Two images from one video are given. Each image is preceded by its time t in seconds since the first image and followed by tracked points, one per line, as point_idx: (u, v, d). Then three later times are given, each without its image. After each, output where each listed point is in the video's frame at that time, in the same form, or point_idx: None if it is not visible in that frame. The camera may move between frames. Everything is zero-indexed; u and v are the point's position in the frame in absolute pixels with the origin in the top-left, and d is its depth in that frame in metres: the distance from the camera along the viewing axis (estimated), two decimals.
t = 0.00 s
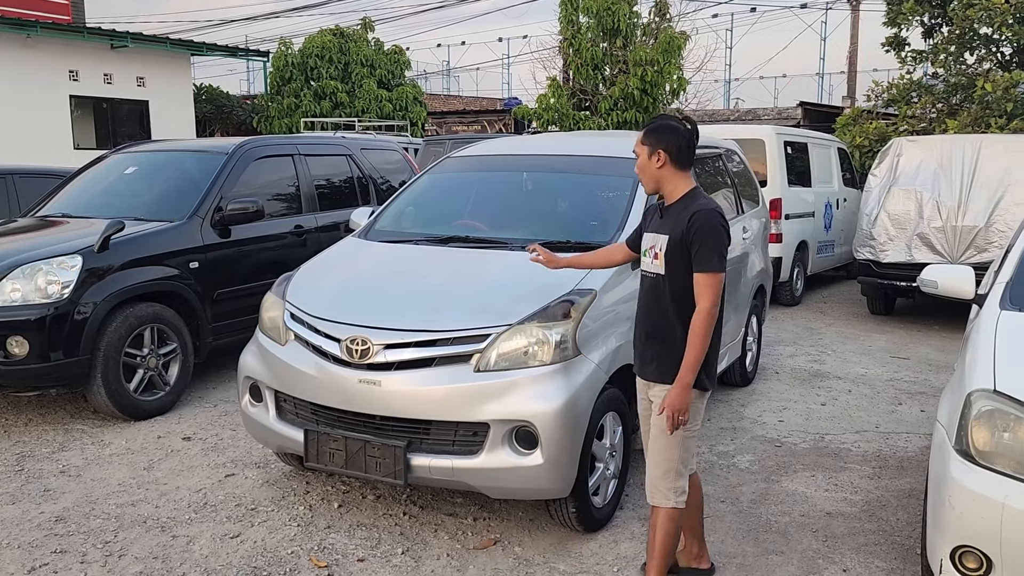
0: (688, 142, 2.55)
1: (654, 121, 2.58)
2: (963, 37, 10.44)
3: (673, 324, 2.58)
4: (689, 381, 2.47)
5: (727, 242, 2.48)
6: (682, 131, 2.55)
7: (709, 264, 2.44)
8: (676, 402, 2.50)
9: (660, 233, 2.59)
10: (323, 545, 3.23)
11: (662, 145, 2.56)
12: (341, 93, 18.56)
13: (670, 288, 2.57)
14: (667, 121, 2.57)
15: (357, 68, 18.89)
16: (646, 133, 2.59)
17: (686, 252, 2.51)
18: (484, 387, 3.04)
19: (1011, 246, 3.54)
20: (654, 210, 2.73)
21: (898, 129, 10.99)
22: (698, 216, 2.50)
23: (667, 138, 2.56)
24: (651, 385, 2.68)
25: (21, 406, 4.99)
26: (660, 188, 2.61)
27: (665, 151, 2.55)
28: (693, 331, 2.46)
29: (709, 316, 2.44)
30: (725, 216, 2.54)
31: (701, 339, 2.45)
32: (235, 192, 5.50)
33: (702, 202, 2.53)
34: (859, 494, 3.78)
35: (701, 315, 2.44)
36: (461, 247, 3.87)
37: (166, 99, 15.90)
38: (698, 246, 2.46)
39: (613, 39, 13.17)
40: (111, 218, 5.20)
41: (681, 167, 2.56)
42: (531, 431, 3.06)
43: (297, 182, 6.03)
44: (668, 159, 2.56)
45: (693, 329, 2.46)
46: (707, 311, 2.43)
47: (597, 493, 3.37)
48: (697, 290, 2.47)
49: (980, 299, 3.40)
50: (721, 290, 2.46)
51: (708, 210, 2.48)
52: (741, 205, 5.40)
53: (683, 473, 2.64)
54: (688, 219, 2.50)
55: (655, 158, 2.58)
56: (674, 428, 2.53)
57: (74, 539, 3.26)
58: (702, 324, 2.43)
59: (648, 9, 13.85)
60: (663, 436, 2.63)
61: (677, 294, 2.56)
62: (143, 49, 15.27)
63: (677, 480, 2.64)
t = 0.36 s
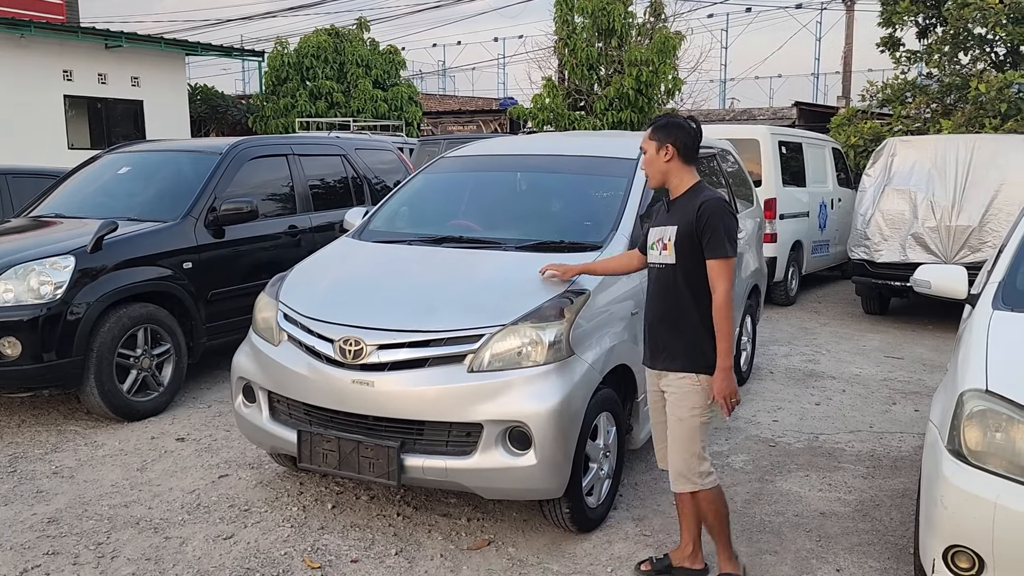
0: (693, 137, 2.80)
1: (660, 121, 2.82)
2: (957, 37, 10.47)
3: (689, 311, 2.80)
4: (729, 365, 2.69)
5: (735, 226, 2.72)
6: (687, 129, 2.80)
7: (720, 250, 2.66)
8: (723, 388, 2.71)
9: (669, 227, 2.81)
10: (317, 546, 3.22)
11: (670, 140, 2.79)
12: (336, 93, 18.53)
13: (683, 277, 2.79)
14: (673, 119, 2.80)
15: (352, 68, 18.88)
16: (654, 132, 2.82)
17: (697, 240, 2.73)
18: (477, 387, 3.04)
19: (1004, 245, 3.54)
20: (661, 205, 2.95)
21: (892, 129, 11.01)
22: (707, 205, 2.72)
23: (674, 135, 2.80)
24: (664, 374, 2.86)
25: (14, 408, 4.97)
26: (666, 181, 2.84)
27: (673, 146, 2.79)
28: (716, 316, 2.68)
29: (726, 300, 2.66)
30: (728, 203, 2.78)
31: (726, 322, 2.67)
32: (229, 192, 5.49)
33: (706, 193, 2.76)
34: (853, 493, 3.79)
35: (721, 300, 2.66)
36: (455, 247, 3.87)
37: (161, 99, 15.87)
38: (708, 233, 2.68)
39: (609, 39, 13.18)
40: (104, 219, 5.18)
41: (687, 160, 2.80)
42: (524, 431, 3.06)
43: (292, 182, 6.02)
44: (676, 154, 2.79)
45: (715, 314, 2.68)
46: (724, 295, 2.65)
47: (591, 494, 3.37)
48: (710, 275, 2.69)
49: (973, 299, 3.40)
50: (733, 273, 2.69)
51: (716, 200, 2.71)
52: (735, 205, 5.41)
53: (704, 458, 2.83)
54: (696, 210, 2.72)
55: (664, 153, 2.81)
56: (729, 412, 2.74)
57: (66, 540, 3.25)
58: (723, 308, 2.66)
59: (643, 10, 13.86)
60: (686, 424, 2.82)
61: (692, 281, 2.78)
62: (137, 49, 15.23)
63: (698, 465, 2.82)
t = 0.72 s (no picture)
0: (718, 140, 2.89)
1: (687, 119, 2.88)
2: (951, 37, 10.50)
3: (704, 307, 2.84)
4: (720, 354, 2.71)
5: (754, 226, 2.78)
6: (712, 130, 2.88)
7: (740, 246, 2.71)
8: (705, 373, 2.73)
9: (690, 224, 2.86)
10: (310, 546, 3.21)
11: (697, 138, 2.86)
12: (331, 93, 18.50)
13: (703, 273, 2.84)
14: (701, 120, 2.88)
15: (347, 68, 18.86)
16: (681, 129, 2.88)
17: (718, 237, 2.79)
18: (471, 388, 3.03)
19: (996, 245, 3.54)
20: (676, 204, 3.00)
21: (886, 128, 11.03)
22: (729, 203, 2.79)
23: (700, 134, 2.87)
24: (683, 373, 2.90)
25: (7, 409, 4.95)
26: (689, 179, 2.89)
27: (700, 144, 2.86)
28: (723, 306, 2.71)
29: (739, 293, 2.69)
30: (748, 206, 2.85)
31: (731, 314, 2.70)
32: (223, 192, 5.48)
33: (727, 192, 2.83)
34: (846, 493, 3.79)
35: (732, 292, 2.69)
36: (449, 247, 3.86)
37: (155, 99, 15.83)
38: (730, 230, 2.74)
39: (603, 39, 13.20)
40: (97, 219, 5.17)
41: (712, 160, 2.87)
42: (518, 431, 3.06)
43: (286, 182, 6.01)
44: (702, 152, 2.86)
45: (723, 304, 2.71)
46: (738, 288, 2.69)
47: (585, 494, 3.38)
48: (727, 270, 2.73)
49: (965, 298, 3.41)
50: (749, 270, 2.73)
51: (738, 198, 2.78)
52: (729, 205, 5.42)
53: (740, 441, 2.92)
54: (719, 207, 2.79)
55: (690, 150, 2.87)
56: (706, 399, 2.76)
57: (59, 542, 3.23)
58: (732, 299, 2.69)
59: (638, 10, 13.87)
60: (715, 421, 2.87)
61: (710, 277, 2.83)
62: (131, 49, 15.19)
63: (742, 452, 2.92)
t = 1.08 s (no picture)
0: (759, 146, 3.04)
1: (733, 125, 3.01)
2: (947, 36, 10.52)
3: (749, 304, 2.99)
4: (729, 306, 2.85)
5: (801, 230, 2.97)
6: (754, 138, 3.03)
7: (796, 249, 2.89)
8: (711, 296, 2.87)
9: (737, 227, 3.01)
10: (307, 546, 3.21)
11: (743, 145, 2.99)
12: (327, 92, 18.47)
13: (751, 274, 3.00)
14: (745, 127, 3.01)
15: (343, 67, 18.84)
16: (727, 135, 2.99)
17: (770, 239, 2.95)
18: (468, 387, 3.03)
19: (990, 244, 3.56)
20: (713, 206, 3.14)
21: (882, 127, 11.05)
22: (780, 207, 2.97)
23: (746, 140, 3.01)
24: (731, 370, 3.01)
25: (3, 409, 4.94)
26: (734, 184, 3.02)
27: (748, 153, 2.99)
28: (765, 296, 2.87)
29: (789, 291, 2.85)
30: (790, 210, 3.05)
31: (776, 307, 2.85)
32: (219, 192, 5.47)
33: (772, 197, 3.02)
34: (842, 491, 3.80)
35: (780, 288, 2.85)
36: (445, 247, 3.86)
37: (151, 98, 15.81)
38: (784, 233, 2.91)
39: (600, 38, 13.20)
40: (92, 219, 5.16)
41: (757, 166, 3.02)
42: (514, 431, 3.06)
43: (282, 182, 6.01)
44: (750, 158, 3.01)
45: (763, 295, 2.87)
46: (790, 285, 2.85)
47: (582, 493, 3.38)
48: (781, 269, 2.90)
49: (960, 297, 3.42)
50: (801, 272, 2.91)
51: (789, 203, 2.96)
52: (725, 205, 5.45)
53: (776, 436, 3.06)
54: (771, 211, 2.96)
55: (738, 158, 2.99)
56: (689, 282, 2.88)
57: (55, 542, 3.23)
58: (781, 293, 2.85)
59: (634, 9, 13.87)
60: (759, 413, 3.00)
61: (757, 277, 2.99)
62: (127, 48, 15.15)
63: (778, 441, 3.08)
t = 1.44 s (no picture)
0: (769, 142, 3.07)
1: (740, 127, 3.04)
2: (945, 34, 10.53)
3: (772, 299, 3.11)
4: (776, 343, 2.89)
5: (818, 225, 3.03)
6: (765, 135, 3.06)
7: (808, 247, 2.96)
8: (759, 357, 2.88)
9: (756, 224, 3.11)
10: (306, 544, 3.21)
11: (752, 147, 3.04)
12: (325, 90, 18.45)
13: (771, 269, 3.10)
14: (754, 126, 3.05)
15: (341, 66, 18.82)
16: (734, 138, 3.04)
17: (785, 236, 3.05)
18: (467, 385, 3.04)
19: (988, 242, 3.56)
20: (737, 201, 3.24)
21: (881, 126, 11.05)
22: (794, 204, 3.03)
23: (754, 140, 3.05)
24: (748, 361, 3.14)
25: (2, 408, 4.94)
26: (750, 184, 3.10)
27: (758, 153, 3.04)
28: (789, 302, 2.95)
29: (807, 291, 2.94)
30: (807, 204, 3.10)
31: (796, 308, 2.93)
32: (218, 190, 5.48)
33: (790, 191, 3.08)
34: (842, 488, 3.81)
35: (800, 289, 2.94)
36: (445, 245, 3.86)
37: (149, 97, 15.79)
38: (796, 232, 2.99)
39: (598, 37, 13.19)
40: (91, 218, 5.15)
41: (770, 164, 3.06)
42: (513, 428, 3.07)
43: (281, 181, 6.01)
44: (760, 159, 3.05)
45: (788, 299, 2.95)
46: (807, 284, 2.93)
47: (581, 490, 3.38)
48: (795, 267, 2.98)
49: (959, 294, 3.42)
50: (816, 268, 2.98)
51: (804, 199, 3.02)
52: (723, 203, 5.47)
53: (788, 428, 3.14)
54: (785, 208, 3.04)
55: (750, 160, 3.05)
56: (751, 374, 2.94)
57: (55, 541, 3.23)
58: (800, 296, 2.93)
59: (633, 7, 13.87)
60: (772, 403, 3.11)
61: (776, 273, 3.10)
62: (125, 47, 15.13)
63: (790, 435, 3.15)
